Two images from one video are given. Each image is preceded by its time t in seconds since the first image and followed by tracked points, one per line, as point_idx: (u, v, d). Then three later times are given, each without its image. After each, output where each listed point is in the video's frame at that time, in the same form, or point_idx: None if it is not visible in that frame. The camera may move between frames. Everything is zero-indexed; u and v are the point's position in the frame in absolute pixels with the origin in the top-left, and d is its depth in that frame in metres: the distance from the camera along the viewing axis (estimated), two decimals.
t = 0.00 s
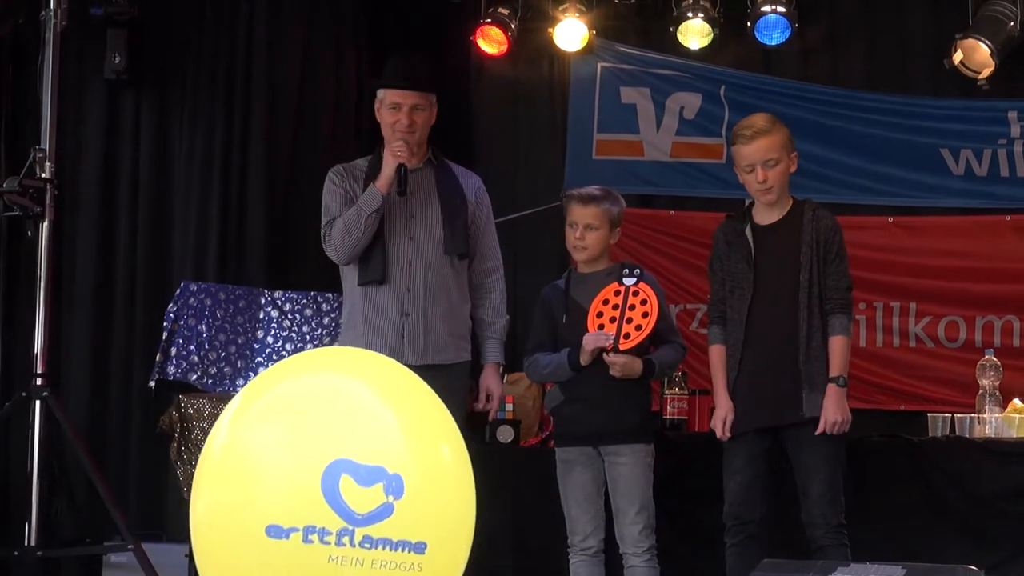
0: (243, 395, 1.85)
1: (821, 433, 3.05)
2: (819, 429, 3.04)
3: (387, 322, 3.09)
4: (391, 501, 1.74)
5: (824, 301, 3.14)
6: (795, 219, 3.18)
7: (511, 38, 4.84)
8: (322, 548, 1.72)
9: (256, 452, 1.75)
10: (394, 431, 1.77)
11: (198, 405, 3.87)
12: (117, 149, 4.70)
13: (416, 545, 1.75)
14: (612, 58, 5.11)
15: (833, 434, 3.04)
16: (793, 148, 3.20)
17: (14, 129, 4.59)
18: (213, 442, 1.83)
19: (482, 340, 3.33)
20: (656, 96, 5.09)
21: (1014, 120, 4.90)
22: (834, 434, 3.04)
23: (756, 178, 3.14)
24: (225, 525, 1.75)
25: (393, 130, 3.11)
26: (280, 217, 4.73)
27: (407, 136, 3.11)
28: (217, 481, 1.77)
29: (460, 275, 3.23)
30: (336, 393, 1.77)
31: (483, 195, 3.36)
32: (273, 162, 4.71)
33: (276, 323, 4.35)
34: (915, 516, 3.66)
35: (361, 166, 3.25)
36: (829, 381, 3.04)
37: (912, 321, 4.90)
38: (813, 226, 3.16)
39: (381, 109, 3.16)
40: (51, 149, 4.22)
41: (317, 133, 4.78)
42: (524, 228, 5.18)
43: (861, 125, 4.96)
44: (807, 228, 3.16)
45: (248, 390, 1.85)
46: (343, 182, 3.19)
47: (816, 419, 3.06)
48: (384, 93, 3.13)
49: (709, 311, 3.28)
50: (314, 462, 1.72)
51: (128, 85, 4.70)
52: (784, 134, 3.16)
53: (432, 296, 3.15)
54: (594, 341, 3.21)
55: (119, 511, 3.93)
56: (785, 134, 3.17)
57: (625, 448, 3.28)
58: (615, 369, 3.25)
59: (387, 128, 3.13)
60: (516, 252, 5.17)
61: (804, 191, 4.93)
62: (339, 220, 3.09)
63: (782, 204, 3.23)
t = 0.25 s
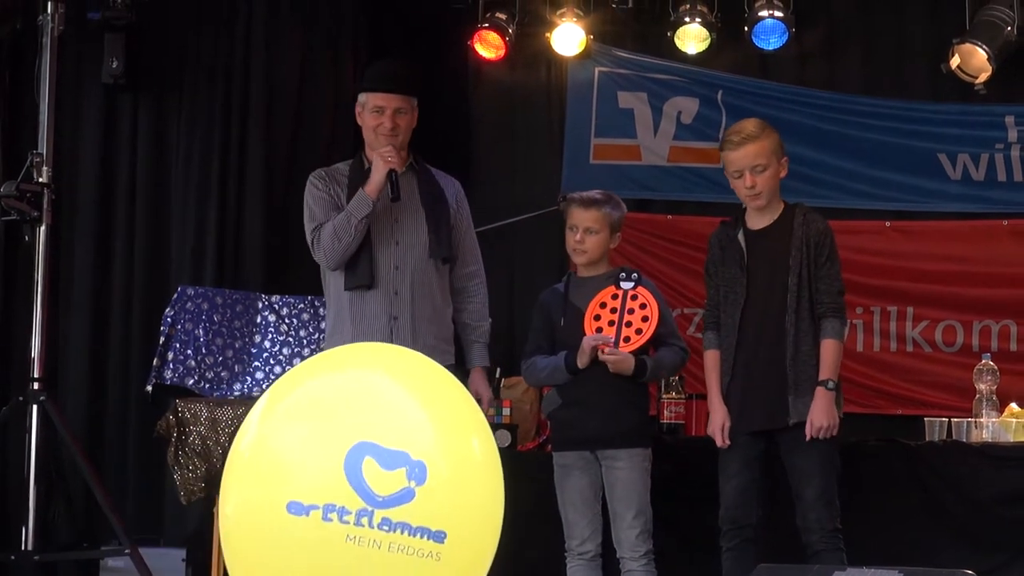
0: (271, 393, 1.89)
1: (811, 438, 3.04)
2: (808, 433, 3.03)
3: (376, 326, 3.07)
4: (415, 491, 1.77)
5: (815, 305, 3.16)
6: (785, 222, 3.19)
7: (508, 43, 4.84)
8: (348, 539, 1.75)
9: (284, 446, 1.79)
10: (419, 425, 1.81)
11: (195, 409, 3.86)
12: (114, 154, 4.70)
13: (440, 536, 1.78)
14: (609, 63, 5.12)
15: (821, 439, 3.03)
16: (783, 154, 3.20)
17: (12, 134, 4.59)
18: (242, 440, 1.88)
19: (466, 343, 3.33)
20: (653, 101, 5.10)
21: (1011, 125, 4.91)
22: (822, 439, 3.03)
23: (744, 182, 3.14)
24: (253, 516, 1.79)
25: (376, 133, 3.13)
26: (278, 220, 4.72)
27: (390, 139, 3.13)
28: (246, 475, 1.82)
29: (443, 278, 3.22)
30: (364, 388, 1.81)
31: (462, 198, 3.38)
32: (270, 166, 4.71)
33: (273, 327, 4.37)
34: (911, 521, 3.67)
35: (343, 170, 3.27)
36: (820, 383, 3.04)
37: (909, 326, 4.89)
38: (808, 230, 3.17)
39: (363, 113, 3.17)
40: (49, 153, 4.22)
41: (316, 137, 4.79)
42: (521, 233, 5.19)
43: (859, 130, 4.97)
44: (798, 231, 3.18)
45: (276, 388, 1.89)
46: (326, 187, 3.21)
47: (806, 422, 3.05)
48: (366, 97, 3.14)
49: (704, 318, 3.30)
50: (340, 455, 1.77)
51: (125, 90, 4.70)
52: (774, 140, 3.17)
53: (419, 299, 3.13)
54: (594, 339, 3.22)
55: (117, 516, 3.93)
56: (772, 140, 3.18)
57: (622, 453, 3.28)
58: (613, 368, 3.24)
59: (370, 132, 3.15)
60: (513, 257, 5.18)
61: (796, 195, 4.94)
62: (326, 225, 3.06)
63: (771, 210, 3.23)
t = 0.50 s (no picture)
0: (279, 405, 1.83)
1: (795, 440, 3.04)
2: (793, 436, 3.03)
3: (352, 334, 3.07)
4: (419, 516, 1.71)
5: (804, 308, 3.15)
6: (772, 227, 3.19)
7: (503, 47, 4.88)
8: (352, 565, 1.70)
9: (285, 471, 1.72)
10: (422, 443, 1.73)
11: (191, 414, 3.84)
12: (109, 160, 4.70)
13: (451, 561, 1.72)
14: (605, 67, 5.13)
15: (808, 442, 3.04)
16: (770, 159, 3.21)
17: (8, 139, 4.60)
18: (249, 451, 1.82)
19: (438, 348, 3.30)
20: (649, 105, 5.10)
21: (1007, 129, 4.90)
22: (807, 441, 3.03)
23: (738, 191, 3.15)
24: (257, 538, 1.74)
25: (348, 137, 3.16)
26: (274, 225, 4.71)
27: (363, 144, 3.16)
28: (250, 493, 1.76)
29: (417, 284, 3.23)
30: (369, 404, 1.74)
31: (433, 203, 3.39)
32: (266, 170, 4.70)
33: (269, 332, 4.37)
34: (907, 526, 3.67)
35: (314, 175, 3.27)
36: (806, 386, 3.04)
37: (905, 330, 4.90)
38: (799, 234, 3.17)
39: (334, 117, 3.21)
40: (44, 158, 4.22)
41: (312, 140, 4.75)
42: (517, 237, 5.19)
43: (855, 134, 4.97)
44: (783, 233, 3.18)
45: (283, 399, 1.82)
46: (299, 193, 3.20)
47: (790, 425, 3.05)
48: (339, 102, 3.18)
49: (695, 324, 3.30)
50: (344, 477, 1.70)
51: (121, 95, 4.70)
52: (760, 146, 3.18)
53: (395, 307, 3.14)
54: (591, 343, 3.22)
55: (113, 521, 3.93)
56: (758, 145, 3.19)
57: (618, 458, 3.29)
58: (607, 372, 3.25)
59: (342, 136, 3.18)
60: (509, 261, 5.18)
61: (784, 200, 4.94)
62: (302, 232, 3.05)
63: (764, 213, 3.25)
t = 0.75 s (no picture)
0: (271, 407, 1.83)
1: (788, 441, 3.03)
2: (785, 436, 3.02)
3: (330, 339, 3.04)
4: (422, 510, 1.71)
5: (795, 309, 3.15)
6: (761, 228, 3.19)
7: (500, 50, 4.89)
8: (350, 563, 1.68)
9: (285, 462, 1.72)
10: (419, 440, 1.73)
11: (187, 418, 3.84)
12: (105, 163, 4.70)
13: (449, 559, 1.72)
14: (601, 70, 5.13)
15: (799, 442, 3.02)
16: (751, 169, 3.18)
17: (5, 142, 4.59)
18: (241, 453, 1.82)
19: (416, 347, 3.32)
20: (645, 108, 5.10)
21: (1003, 132, 4.91)
22: (799, 442, 3.02)
23: (708, 196, 3.16)
24: (252, 539, 1.72)
25: (322, 141, 3.13)
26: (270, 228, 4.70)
27: (337, 148, 3.13)
28: (242, 494, 1.75)
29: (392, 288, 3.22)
30: (367, 404, 1.74)
31: (407, 207, 3.37)
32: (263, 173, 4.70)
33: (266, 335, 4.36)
34: (902, 529, 3.67)
35: (290, 179, 3.24)
36: (797, 388, 3.03)
37: (902, 333, 4.90)
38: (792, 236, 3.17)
39: (308, 120, 3.18)
40: (40, 161, 4.22)
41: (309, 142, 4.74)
42: (514, 240, 5.20)
43: (852, 137, 4.97)
44: (773, 235, 3.18)
45: (277, 400, 1.81)
46: (274, 198, 3.16)
47: (782, 427, 3.04)
48: (314, 106, 3.15)
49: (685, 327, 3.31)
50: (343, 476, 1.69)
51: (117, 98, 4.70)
52: (740, 155, 3.16)
53: (372, 311, 3.12)
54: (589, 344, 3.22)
55: (109, 524, 3.92)
56: (741, 154, 3.17)
57: (614, 461, 3.28)
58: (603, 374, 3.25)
59: (316, 141, 3.14)
60: (506, 264, 5.19)
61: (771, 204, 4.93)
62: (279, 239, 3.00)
63: (746, 220, 3.23)
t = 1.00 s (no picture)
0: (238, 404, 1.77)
1: (787, 446, 3.02)
2: (784, 442, 3.01)
3: (323, 344, 3.00)
4: (407, 522, 1.68)
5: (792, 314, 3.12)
6: (758, 231, 3.15)
7: (496, 53, 4.89)
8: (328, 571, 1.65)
9: (259, 478, 1.66)
10: (395, 444, 1.69)
11: (184, 421, 3.84)
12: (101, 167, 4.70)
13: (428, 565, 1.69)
14: (597, 73, 5.12)
15: (799, 447, 3.01)
16: (739, 174, 3.16)
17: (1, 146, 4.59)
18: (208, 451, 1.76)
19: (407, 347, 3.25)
20: (642, 111, 5.10)
21: (999, 134, 4.91)
22: (800, 447, 3.01)
23: (690, 195, 3.19)
24: (222, 542, 1.67)
25: (306, 146, 3.07)
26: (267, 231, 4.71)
27: (321, 152, 3.07)
28: (211, 494, 1.69)
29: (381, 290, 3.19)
30: (342, 405, 1.70)
31: (391, 207, 3.34)
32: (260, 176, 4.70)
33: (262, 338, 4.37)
34: (901, 532, 3.66)
35: (274, 185, 3.14)
36: (797, 393, 3.02)
37: (898, 335, 4.90)
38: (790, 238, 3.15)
39: (290, 125, 3.11)
40: (36, 165, 4.22)
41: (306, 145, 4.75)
42: (511, 243, 5.20)
43: (848, 140, 4.97)
44: (771, 240, 3.14)
45: (240, 406, 1.75)
46: (260, 205, 3.07)
47: (782, 432, 3.03)
48: (296, 110, 3.08)
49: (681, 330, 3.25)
50: (317, 480, 1.64)
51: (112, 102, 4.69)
52: (728, 159, 3.17)
53: (364, 315, 3.08)
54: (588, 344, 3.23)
55: (105, 528, 3.92)
56: (727, 158, 3.17)
57: (610, 464, 3.27)
58: (601, 377, 3.25)
59: (300, 145, 3.08)
60: (503, 267, 5.20)
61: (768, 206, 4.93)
62: (266, 245, 2.95)
63: (735, 227, 3.19)
